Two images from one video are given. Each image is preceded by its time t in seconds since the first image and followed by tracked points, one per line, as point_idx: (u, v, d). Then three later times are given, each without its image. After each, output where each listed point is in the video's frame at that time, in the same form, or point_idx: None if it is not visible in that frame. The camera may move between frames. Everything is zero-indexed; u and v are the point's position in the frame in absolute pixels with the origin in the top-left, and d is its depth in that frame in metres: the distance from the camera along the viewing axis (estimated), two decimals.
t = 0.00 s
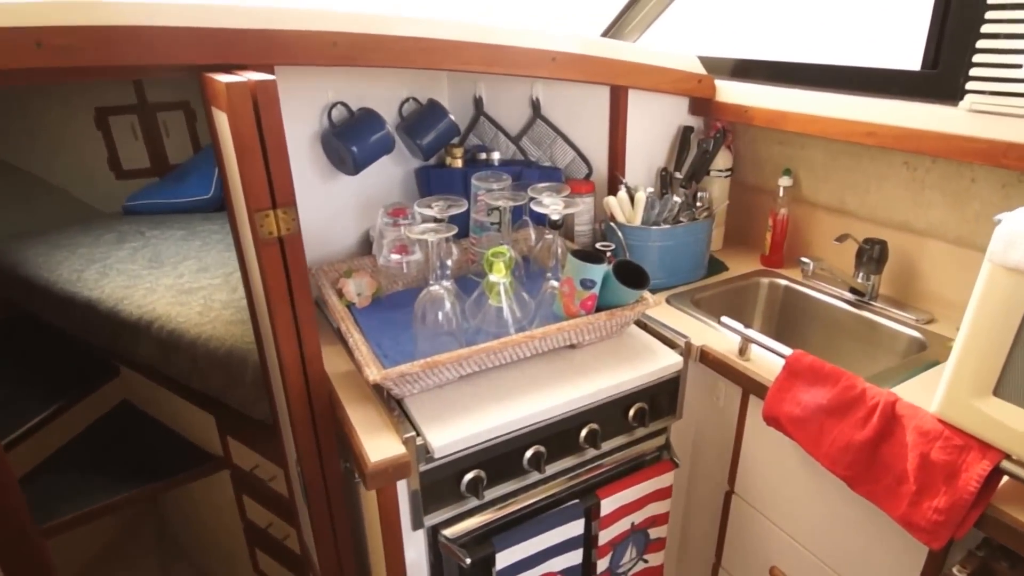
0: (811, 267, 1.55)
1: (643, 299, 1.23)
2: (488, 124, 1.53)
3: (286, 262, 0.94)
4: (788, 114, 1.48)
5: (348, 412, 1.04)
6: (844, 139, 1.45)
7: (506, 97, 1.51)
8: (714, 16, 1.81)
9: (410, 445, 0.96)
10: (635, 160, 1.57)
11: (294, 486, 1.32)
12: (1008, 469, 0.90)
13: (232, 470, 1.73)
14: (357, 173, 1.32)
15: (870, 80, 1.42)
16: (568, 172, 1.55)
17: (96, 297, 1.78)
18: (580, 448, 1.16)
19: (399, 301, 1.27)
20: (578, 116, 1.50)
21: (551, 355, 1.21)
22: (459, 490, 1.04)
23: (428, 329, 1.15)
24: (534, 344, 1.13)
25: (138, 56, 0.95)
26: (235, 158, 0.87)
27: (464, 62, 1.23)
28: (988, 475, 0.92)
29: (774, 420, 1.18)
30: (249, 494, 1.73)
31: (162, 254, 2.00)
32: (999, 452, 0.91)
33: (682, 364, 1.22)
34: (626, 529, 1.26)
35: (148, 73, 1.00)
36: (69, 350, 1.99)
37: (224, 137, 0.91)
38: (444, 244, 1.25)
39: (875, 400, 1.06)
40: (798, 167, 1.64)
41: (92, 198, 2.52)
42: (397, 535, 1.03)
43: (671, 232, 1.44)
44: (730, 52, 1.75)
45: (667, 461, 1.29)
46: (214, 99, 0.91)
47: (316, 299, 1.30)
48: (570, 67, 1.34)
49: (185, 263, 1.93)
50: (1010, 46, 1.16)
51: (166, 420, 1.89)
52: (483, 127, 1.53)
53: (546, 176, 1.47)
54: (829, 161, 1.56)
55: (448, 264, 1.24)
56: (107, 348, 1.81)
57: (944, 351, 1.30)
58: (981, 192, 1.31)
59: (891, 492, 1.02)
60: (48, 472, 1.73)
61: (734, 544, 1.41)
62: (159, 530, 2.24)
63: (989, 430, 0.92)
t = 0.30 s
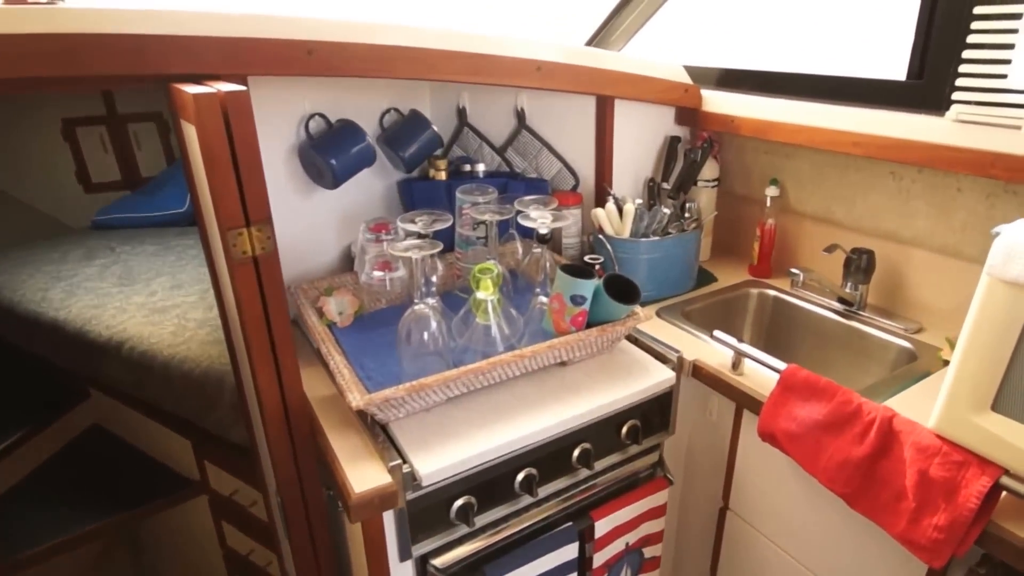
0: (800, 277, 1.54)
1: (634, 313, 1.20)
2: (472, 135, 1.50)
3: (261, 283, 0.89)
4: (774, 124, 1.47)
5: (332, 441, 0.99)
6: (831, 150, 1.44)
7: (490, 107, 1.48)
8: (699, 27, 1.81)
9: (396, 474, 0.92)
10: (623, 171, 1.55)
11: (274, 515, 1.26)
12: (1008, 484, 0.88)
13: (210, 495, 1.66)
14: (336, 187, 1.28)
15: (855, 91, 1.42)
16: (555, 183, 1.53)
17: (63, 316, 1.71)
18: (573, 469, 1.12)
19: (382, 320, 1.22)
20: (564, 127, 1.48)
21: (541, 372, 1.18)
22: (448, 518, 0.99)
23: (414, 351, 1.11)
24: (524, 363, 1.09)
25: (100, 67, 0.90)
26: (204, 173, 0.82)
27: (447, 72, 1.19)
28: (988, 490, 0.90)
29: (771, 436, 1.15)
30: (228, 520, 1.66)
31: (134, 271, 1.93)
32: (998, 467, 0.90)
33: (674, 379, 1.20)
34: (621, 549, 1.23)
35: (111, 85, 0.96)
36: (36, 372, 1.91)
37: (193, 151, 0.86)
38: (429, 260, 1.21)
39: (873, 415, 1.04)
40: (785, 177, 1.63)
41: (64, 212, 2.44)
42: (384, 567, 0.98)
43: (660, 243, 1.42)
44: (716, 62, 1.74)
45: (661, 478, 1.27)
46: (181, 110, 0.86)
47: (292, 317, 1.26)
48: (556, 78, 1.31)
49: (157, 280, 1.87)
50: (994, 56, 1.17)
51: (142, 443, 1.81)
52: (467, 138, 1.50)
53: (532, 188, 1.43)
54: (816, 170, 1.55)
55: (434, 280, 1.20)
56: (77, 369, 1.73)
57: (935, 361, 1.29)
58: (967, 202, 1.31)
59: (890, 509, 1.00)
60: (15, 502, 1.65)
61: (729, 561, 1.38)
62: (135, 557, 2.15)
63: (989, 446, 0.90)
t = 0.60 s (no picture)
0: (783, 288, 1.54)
1: (620, 326, 1.17)
2: (453, 144, 1.46)
3: (231, 305, 0.88)
4: (753, 135, 1.47)
5: (312, 471, 0.95)
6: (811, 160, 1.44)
7: (470, 116, 1.45)
8: (680, 39, 1.80)
9: (378, 502, 0.88)
10: (606, 181, 1.54)
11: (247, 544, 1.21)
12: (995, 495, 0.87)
13: (178, 522, 1.58)
14: (312, 200, 1.23)
15: (833, 102, 1.42)
16: (538, 194, 1.51)
17: (19, 337, 1.63)
18: (561, 488, 1.09)
19: (362, 338, 1.18)
20: (546, 137, 1.45)
21: (527, 390, 1.15)
22: (433, 544, 0.95)
23: (396, 370, 1.07)
24: (510, 381, 1.05)
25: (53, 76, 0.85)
26: (167, 191, 0.81)
27: (423, 81, 1.15)
28: (976, 501, 0.89)
29: (759, 450, 1.13)
30: (197, 549, 1.58)
31: (93, 287, 1.82)
32: (983, 477, 0.89)
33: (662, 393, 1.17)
34: (610, 569, 1.20)
35: (66, 93, 0.91)
36: None
37: (156, 168, 0.84)
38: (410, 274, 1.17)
39: (860, 426, 1.03)
40: (766, 187, 1.63)
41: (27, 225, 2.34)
42: None
43: (645, 255, 1.40)
44: (696, 72, 1.74)
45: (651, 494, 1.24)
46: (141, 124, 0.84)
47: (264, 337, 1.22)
48: (536, 87, 1.29)
49: (116, 296, 1.77)
50: (968, 70, 1.17)
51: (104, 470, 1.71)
52: (447, 147, 1.46)
53: (515, 199, 1.40)
54: (796, 180, 1.56)
55: (415, 295, 1.16)
56: (35, 392, 1.65)
57: (916, 370, 1.29)
58: (943, 212, 1.32)
59: (879, 521, 0.98)
60: None
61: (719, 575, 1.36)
62: None
63: (976, 457, 0.89)
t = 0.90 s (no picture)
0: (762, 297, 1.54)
1: (601, 339, 1.15)
2: (428, 155, 1.42)
3: (193, 325, 0.83)
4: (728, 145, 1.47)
5: (283, 498, 0.90)
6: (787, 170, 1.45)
7: (445, 126, 1.42)
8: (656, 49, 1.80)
9: (354, 530, 0.84)
10: (584, 192, 1.52)
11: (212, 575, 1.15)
12: (976, 503, 0.87)
13: (141, 552, 1.50)
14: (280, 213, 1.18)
15: (807, 112, 1.43)
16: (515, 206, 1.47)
17: None
18: (543, 506, 1.05)
19: (335, 356, 1.13)
20: (522, 147, 1.43)
21: (507, 405, 1.11)
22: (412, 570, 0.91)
23: (371, 390, 1.02)
24: (490, 398, 1.02)
25: None
26: (122, 205, 0.76)
27: (394, 89, 1.12)
28: (958, 509, 0.89)
29: (742, 461, 1.12)
30: None
31: (45, 303, 1.66)
32: (963, 485, 0.89)
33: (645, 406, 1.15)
34: None
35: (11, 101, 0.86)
36: None
37: (109, 179, 0.79)
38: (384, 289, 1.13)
39: (842, 436, 1.01)
40: (743, 197, 1.63)
41: None
42: None
43: (625, 265, 1.38)
44: (671, 82, 1.74)
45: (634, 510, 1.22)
46: (93, 134, 0.80)
47: (231, 356, 1.17)
48: (511, 96, 1.26)
49: (70, 312, 1.61)
50: (937, 82, 1.18)
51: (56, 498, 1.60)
52: (422, 157, 1.42)
53: (493, 211, 1.37)
54: (771, 190, 1.56)
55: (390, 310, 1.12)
56: None
57: (892, 376, 1.29)
58: (915, 221, 1.33)
59: (863, 531, 0.97)
60: None
61: None
62: None
63: (956, 466, 0.89)
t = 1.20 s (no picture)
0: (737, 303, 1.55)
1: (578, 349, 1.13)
2: (398, 162, 1.38)
3: (149, 344, 0.79)
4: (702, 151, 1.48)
5: (247, 521, 0.86)
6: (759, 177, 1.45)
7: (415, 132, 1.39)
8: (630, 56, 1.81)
9: (325, 553, 0.80)
10: (558, 199, 1.50)
11: None
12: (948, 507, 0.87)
13: None
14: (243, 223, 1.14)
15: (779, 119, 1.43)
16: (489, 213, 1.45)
17: None
18: (520, 520, 1.03)
19: (302, 370, 1.09)
20: (495, 155, 1.41)
21: (483, 418, 1.09)
22: None
23: (341, 406, 0.99)
24: (465, 411, 0.99)
25: None
26: (69, 217, 0.72)
27: (361, 95, 1.09)
28: (930, 513, 0.89)
29: (719, 470, 1.10)
30: None
31: None
32: (935, 489, 0.89)
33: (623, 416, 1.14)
34: None
35: None
36: None
37: (54, 188, 0.74)
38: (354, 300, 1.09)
39: (817, 442, 1.01)
40: (717, 204, 1.64)
41: None
42: None
43: (601, 273, 1.37)
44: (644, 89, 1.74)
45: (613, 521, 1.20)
46: (37, 142, 0.75)
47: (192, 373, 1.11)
48: (483, 102, 1.24)
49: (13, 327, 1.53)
50: (903, 90, 1.20)
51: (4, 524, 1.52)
52: (392, 165, 1.38)
53: (466, 219, 1.35)
54: (745, 197, 1.57)
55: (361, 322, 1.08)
56: None
57: (865, 381, 1.30)
58: (884, 226, 1.35)
59: (837, 535, 0.97)
60: None
61: None
62: None
63: (928, 471, 0.89)
